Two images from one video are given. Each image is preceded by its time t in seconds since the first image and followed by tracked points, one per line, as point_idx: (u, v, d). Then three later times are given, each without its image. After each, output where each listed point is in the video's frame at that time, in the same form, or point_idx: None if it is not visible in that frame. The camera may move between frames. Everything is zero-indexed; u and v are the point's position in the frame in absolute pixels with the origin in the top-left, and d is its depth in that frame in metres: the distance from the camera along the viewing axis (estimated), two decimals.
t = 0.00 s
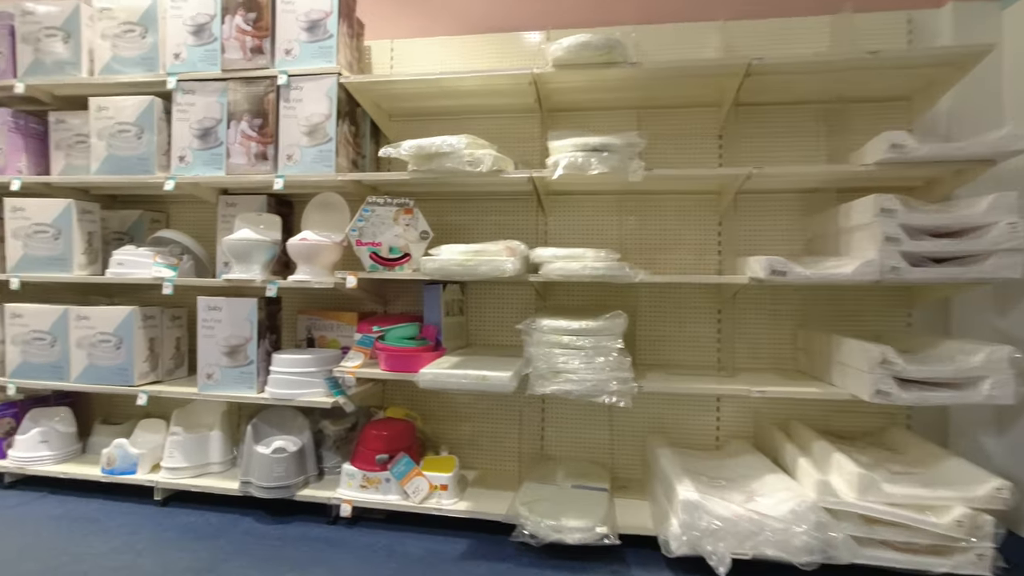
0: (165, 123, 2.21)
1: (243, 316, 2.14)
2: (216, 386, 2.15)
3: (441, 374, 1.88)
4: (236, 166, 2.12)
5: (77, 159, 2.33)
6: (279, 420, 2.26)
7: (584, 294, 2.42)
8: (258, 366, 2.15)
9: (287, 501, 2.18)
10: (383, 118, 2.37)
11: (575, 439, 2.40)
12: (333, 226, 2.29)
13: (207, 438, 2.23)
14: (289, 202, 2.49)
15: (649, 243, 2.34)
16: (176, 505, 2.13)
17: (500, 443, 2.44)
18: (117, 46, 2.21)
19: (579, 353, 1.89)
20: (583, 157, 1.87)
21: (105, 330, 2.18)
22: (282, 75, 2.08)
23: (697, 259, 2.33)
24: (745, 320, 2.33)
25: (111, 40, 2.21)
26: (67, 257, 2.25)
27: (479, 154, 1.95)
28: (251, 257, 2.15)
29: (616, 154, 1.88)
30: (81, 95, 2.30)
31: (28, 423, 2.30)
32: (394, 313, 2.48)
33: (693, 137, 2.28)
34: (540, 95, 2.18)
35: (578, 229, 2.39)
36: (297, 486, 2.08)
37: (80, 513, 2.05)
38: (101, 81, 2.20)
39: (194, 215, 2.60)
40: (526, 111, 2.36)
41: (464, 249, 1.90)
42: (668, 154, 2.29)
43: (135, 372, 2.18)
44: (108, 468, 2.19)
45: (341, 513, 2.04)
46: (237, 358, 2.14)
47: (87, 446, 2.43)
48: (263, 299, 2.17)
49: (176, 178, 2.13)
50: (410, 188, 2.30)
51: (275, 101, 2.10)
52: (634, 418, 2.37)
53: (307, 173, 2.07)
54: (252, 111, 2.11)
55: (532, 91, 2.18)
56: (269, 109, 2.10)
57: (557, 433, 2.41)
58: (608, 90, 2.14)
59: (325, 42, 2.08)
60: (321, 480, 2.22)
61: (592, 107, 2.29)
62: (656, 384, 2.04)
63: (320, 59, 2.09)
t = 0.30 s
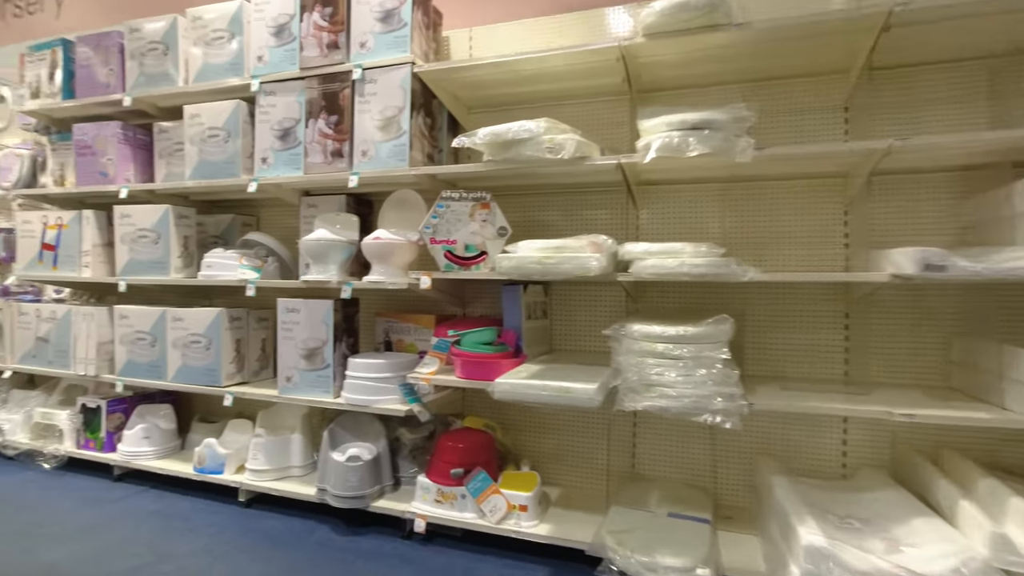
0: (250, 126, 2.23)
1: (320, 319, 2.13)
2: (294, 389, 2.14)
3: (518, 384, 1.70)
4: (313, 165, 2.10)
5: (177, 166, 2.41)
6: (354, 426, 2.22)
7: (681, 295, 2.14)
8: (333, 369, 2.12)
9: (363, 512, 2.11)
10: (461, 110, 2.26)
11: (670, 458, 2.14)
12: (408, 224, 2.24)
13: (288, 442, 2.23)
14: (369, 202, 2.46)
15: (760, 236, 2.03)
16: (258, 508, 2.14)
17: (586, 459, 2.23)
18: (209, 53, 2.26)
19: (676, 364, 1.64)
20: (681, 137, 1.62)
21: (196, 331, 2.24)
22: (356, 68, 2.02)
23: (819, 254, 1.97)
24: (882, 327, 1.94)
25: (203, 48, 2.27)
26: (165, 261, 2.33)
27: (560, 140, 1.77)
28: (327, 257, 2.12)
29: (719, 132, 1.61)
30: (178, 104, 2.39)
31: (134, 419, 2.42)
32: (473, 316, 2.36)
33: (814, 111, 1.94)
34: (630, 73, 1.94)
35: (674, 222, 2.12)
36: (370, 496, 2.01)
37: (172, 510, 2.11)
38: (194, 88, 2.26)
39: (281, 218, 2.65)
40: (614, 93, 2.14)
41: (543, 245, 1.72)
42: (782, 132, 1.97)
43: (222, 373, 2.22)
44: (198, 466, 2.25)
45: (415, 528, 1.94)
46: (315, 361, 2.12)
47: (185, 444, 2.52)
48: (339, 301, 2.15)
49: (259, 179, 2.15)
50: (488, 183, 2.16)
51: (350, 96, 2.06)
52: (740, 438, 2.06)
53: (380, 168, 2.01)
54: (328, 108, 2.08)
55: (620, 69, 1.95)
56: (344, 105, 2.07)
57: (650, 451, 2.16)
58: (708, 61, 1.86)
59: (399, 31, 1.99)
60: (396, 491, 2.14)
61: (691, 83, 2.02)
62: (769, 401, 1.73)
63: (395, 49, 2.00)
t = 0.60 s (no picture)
0: (327, 124, 2.20)
1: (394, 323, 2.02)
2: (370, 397, 2.07)
3: (606, 402, 1.46)
4: (387, 160, 2.02)
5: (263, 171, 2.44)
6: (430, 437, 2.10)
7: (805, 294, 1.79)
8: (409, 377, 2.01)
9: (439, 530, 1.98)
10: (542, 95, 2.07)
11: (791, 489, 1.79)
12: (485, 221, 2.08)
13: (365, 450, 2.16)
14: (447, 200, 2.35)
15: (910, 220, 1.63)
16: (336, 518, 2.08)
17: (687, 485, 1.93)
18: (289, 54, 2.25)
19: (803, 382, 1.32)
20: (809, 100, 1.30)
21: (278, 335, 2.25)
22: (430, 55, 1.90)
23: (996, 241, 1.54)
24: None
25: (285, 49, 2.26)
26: (250, 263, 2.37)
27: (653, 116, 1.51)
28: (402, 257, 2.02)
29: (859, 91, 1.27)
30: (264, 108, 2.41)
31: (227, 420, 2.48)
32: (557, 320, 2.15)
33: (986, 60, 1.52)
34: (738, 33, 1.64)
35: (796, 206, 1.77)
36: (446, 515, 1.86)
37: (256, 515, 2.11)
38: (276, 90, 2.26)
39: (364, 219, 2.61)
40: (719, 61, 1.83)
41: (634, 238, 1.46)
42: (940, 91, 1.56)
43: (302, 377, 2.21)
44: (281, 471, 2.24)
45: (493, 555, 1.76)
46: (389, 368, 2.03)
47: (273, 446, 2.55)
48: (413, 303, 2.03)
49: (334, 178, 2.10)
50: (572, 172, 1.95)
51: (424, 85, 1.94)
52: (885, 471, 1.66)
53: (454, 160, 1.88)
54: (402, 100, 1.98)
55: (727, 30, 1.65)
56: (418, 95, 1.95)
57: (765, 478, 1.82)
58: (840, 10, 1.52)
59: (473, 11, 1.85)
60: (474, 510, 1.98)
61: (822, 39, 1.67)
62: (930, 428, 1.35)
63: (469, 30, 1.86)
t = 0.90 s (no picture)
0: (400, 117, 2.15)
1: (468, 326, 1.88)
2: (444, 405, 1.94)
3: (711, 423, 1.19)
4: (460, 150, 1.91)
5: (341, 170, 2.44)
6: (506, 451, 1.95)
7: (968, 291, 1.42)
8: (483, 385, 1.86)
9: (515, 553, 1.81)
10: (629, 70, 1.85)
11: (951, 540, 1.41)
12: (567, 213, 1.89)
13: (439, 461, 2.04)
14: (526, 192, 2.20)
15: None
16: (409, 531, 1.98)
17: (809, 523, 1.61)
18: (364, 48, 2.21)
19: (983, 411, 0.99)
20: (989, 33, 0.97)
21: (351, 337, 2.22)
22: (503, 33, 1.75)
23: None
24: None
25: (360, 43, 2.22)
26: (328, 265, 2.39)
27: (766, 76, 1.23)
28: (476, 255, 1.87)
29: None
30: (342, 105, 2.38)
31: (309, 422, 2.48)
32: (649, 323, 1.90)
33: None
34: None
35: (954, 181, 1.41)
36: (523, 538, 1.68)
37: (331, 522, 2.06)
38: (352, 85, 2.23)
39: (442, 215, 2.53)
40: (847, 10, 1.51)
41: (743, 223, 1.18)
42: None
43: (376, 382, 2.15)
44: (357, 478, 2.18)
45: None
46: (463, 374, 1.89)
47: (353, 449, 2.52)
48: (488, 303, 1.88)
49: (407, 173, 2.03)
50: (664, 155, 1.70)
51: (497, 66, 1.79)
52: None
53: (530, 147, 1.71)
54: (475, 84, 1.85)
55: None
56: (491, 78, 1.81)
57: (915, 525, 1.46)
58: None
59: None
60: (555, 534, 1.78)
61: None
62: None
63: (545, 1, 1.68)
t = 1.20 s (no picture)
0: (470, 104, 2.03)
1: (543, 332, 1.68)
2: (517, 418, 1.76)
3: (849, 464, 0.90)
4: (534, 136, 1.73)
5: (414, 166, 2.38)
6: (587, 472, 1.73)
7: None
8: (561, 398, 1.66)
9: None
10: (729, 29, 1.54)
11: None
12: (655, 202, 1.64)
13: (513, 478, 1.87)
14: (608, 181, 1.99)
15: None
16: (480, 554, 1.82)
17: None
18: (433, 35, 2.11)
19: None
20: None
21: (422, 341, 2.11)
22: None
23: None
24: None
25: (429, 31, 2.13)
26: (399, 264, 2.32)
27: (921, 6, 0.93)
28: (551, 252, 1.68)
29: None
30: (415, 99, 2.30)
31: (383, 427, 2.41)
32: (755, 329, 1.62)
33: None
34: None
35: None
36: None
37: (399, 537, 1.95)
38: (422, 75, 2.14)
39: (519, 210, 2.39)
40: None
41: (894, 200, 0.90)
42: None
43: (447, 390, 2.02)
44: (427, 491, 2.07)
45: None
46: (538, 385, 1.70)
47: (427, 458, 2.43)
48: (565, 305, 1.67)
49: (478, 164, 1.90)
50: (774, 127, 1.42)
51: (573, 38, 1.60)
52: None
53: (611, 127, 1.49)
54: (549, 62, 1.67)
55: None
56: (567, 52, 1.62)
57: None
58: None
59: None
60: (642, 572, 1.54)
61: None
62: None
63: None
